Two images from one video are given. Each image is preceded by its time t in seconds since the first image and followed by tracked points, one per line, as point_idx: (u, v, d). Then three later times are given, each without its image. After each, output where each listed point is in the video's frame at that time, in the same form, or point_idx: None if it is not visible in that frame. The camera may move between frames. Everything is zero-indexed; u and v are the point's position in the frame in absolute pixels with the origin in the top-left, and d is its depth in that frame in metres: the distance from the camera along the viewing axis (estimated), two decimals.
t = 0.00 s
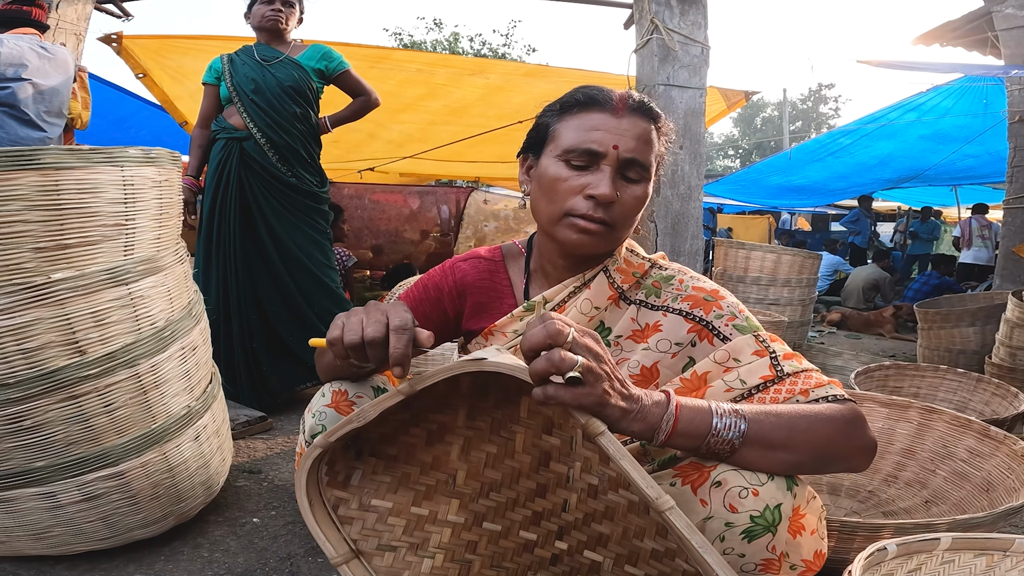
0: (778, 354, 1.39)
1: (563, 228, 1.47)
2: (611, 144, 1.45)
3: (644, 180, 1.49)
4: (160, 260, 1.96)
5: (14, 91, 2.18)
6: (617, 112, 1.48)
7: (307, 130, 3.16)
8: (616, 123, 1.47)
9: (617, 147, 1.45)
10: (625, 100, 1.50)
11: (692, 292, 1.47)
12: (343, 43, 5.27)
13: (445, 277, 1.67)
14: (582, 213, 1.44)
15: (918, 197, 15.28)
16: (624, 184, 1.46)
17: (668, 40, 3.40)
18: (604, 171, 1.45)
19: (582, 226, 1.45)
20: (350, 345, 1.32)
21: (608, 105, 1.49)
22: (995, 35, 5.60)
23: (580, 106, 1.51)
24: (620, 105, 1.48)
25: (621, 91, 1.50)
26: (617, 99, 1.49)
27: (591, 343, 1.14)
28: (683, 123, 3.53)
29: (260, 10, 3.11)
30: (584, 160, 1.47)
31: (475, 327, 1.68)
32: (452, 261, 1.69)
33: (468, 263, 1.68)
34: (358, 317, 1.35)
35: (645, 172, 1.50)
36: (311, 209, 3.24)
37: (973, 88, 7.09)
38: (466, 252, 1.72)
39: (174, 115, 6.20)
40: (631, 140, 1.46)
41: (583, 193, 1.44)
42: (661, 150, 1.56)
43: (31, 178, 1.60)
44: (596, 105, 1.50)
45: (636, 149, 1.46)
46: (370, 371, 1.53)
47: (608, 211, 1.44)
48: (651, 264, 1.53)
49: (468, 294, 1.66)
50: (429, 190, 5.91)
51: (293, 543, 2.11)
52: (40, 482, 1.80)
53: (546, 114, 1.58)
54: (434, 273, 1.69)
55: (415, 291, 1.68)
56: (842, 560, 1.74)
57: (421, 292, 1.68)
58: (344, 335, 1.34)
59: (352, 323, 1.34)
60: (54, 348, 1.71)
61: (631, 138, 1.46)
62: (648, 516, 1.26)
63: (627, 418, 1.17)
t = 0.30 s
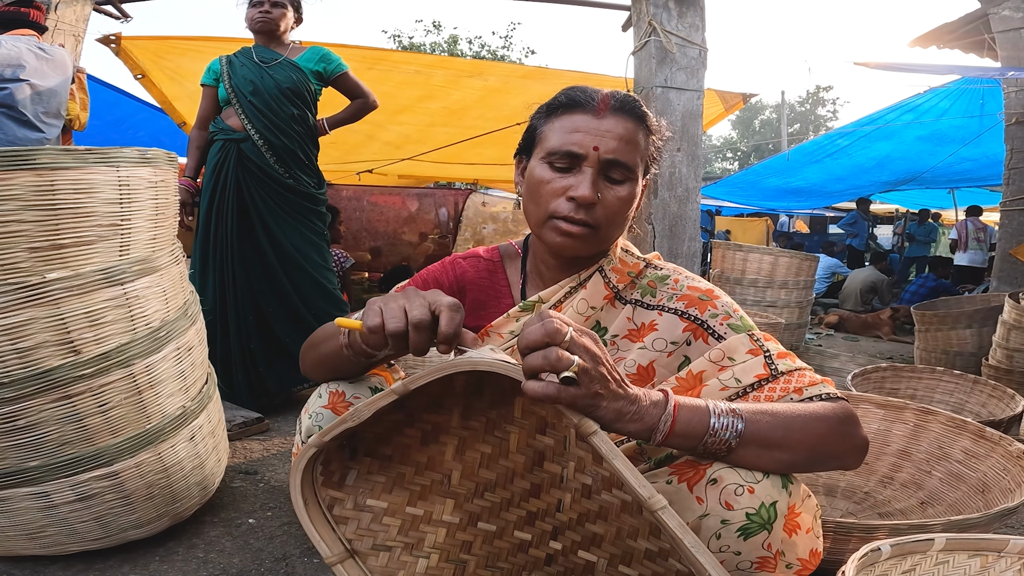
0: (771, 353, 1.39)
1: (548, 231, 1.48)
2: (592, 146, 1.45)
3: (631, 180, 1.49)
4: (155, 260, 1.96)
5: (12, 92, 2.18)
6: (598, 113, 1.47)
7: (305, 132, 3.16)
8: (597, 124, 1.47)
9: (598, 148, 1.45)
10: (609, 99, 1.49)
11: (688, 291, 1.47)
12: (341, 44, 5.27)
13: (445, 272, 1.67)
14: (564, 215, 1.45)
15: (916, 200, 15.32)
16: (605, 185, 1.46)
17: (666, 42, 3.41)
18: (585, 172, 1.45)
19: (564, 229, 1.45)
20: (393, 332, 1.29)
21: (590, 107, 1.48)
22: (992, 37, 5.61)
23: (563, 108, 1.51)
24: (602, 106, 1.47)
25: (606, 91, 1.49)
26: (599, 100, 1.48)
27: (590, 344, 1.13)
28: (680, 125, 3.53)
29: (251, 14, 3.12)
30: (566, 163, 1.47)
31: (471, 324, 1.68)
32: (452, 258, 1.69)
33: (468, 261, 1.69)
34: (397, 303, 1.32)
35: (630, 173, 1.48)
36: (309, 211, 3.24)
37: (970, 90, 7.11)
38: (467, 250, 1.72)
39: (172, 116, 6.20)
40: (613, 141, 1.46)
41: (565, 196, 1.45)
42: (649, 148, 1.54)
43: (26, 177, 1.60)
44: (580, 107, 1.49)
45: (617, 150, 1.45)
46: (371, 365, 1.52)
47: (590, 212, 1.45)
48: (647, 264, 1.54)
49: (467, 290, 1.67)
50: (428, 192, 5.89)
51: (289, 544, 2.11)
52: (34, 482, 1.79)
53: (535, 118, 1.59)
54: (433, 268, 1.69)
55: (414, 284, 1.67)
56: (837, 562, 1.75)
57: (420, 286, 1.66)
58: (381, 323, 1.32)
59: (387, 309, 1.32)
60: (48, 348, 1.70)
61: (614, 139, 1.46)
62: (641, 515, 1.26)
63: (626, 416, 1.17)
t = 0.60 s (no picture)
0: (767, 352, 1.39)
1: (545, 229, 1.47)
2: (588, 144, 1.45)
3: (628, 179, 1.48)
4: (150, 260, 1.95)
5: (9, 92, 2.17)
6: (595, 112, 1.47)
7: (302, 133, 3.15)
8: (593, 122, 1.46)
9: (594, 146, 1.45)
10: (605, 98, 1.50)
11: (685, 290, 1.47)
12: (340, 45, 5.27)
13: (446, 267, 1.66)
14: (561, 214, 1.44)
15: (914, 202, 15.34)
16: (602, 184, 1.45)
17: (664, 44, 3.41)
18: (581, 171, 1.45)
19: (561, 228, 1.44)
20: (448, 321, 1.20)
21: (587, 105, 1.48)
22: (989, 39, 5.62)
23: (560, 106, 1.51)
24: (599, 104, 1.47)
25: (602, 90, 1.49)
26: (596, 99, 1.49)
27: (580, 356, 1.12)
28: (678, 126, 3.53)
29: (244, 15, 3.12)
30: (563, 161, 1.47)
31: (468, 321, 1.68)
32: (454, 253, 1.69)
33: (470, 258, 1.69)
34: (451, 291, 1.24)
35: (626, 172, 1.48)
36: (306, 212, 3.23)
37: (968, 92, 7.12)
38: (466, 246, 1.72)
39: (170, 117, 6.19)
40: (609, 139, 1.45)
41: (561, 194, 1.44)
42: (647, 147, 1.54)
43: (20, 177, 1.60)
44: (577, 106, 1.49)
45: (613, 149, 1.45)
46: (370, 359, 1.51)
47: (587, 210, 1.44)
48: (644, 264, 1.53)
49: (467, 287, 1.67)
50: (426, 193, 5.88)
51: (283, 544, 2.10)
52: (27, 481, 1.78)
53: (531, 117, 1.58)
54: (433, 261, 1.67)
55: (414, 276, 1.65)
56: (832, 562, 1.74)
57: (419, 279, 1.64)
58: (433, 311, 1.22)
59: (440, 297, 1.23)
60: (41, 347, 1.70)
61: (610, 137, 1.46)
62: (633, 517, 1.24)
63: (622, 414, 1.17)
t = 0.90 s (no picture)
0: (760, 352, 1.39)
1: (542, 232, 1.47)
2: (586, 149, 1.45)
3: (628, 183, 1.48)
4: (147, 262, 1.95)
5: (10, 93, 2.17)
6: (594, 115, 1.47)
7: (301, 135, 3.15)
8: (592, 126, 1.46)
9: (592, 151, 1.45)
10: (604, 102, 1.49)
11: (679, 290, 1.47)
12: (340, 47, 5.28)
13: (446, 267, 1.66)
14: (558, 218, 1.44)
15: (913, 204, 15.38)
16: (600, 189, 1.45)
17: (662, 46, 3.41)
18: (579, 176, 1.44)
19: (558, 232, 1.44)
20: (439, 329, 1.22)
21: (586, 109, 1.48)
22: (987, 41, 5.63)
23: (559, 109, 1.51)
24: (597, 108, 1.47)
25: (600, 94, 1.49)
26: (595, 102, 1.48)
27: (558, 364, 1.11)
28: (677, 128, 3.53)
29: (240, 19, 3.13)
30: (560, 166, 1.47)
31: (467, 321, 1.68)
32: (456, 253, 1.69)
33: (471, 259, 1.69)
34: (445, 299, 1.25)
35: (625, 177, 1.47)
36: (304, 214, 3.23)
37: (967, 94, 7.14)
38: (466, 248, 1.72)
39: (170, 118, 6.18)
40: (607, 144, 1.45)
41: (558, 199, 1.44)
42: (646, 150, 1.54)
43: (18, 179, 1.60)
44: (575, 109, 1.49)
45: (611, 153, 1.45)
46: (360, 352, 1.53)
47: (584, 216, 1.44)
48: (641, 266, 1.53)
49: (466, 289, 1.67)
50: (426, 195, 5.87)
51: (280, 546, 2.10)
52: (23, 483, 1.78)
53: (530, 120, 1.58)
54: (434, 259, 1.68)
55: (412, 274, 1.65)
56: (829, 564, 1.74)
57: (418, 275, 1.65)
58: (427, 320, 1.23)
59: (435, 304, 1.25)
60: (39, 348, 1.69)
61: (608, 141, 1.45)
62: (624, 519, 1.21)
63: (612, 415, 1.17)
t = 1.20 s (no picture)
0: (761, 346, 1.39)
1: (544, 231, 1.47)
2: (589, 148, 1.45)
3: (631, 182, 1.48)
4: (147, 261, 1.94)
5: (13, 93, 2.16)
6: (598, 115, 1.47)
7: (300, 136, 3.15)
8: (596, 126, 1.46)
9: (595, 151, 1.45)
10: (609, 101, 1.49)
11: (680, 287, 1.47)
12: (340, 49, 5.28)
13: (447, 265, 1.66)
14: (560, 217, 1.44)
15: (911, 207, 15.41)
16: (604, 189, 1.45)
17: (662, 48, 3.42)
18: (582, 175, 1.44)
19: (559, 231, 1.44)
20: (427, 313, 1.24)
21: (590, 108, 1.48)
22: (986, 44, 5.64)
23: (563, 108, 1.51)
24: (603, 108, 1.47)
25: (605, 93, 1.49)
26: (599, 101, 1.48)
27: (553, 362, 1.09)
28: (677, 130, 3.53)
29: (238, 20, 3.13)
30: (564, 165, 1.46)
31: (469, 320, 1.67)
32: (459, 252, 1.69)
33: (473, 258, 1.69)
34: (433, 284, 1.28)
35: (628, 176, 1.47)
36: (303, 215, 3.22)
37: (965, 97, 7.16)
38: (467, 248, 1.72)
39: (169, 119, 6.18)
40: (611, 143, 1.45)
41: (561, 198, 1.44)
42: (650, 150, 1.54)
43: (19, 177, 1.59)
44: (579, 108, 1.49)
45: (615, 153, 1.45)
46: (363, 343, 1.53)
47: (587, 215, 1.44)
48: (643, 265, 1.53)
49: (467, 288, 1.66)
50: (425, 197, 5.87)
51: (279, 547, 2.09)
52: (22, 482, 1.77)
53: (535, 119, 1.58)
54: (437, 256, 1.67)
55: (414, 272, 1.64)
56: (831, 564, 1.74)
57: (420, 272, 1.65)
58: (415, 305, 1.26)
59: (425, 290, 1.27)
60: (38, 347, 1.69)
61: (612, 140, 1.45)
62: (621, 513, 1.21)
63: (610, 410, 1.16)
